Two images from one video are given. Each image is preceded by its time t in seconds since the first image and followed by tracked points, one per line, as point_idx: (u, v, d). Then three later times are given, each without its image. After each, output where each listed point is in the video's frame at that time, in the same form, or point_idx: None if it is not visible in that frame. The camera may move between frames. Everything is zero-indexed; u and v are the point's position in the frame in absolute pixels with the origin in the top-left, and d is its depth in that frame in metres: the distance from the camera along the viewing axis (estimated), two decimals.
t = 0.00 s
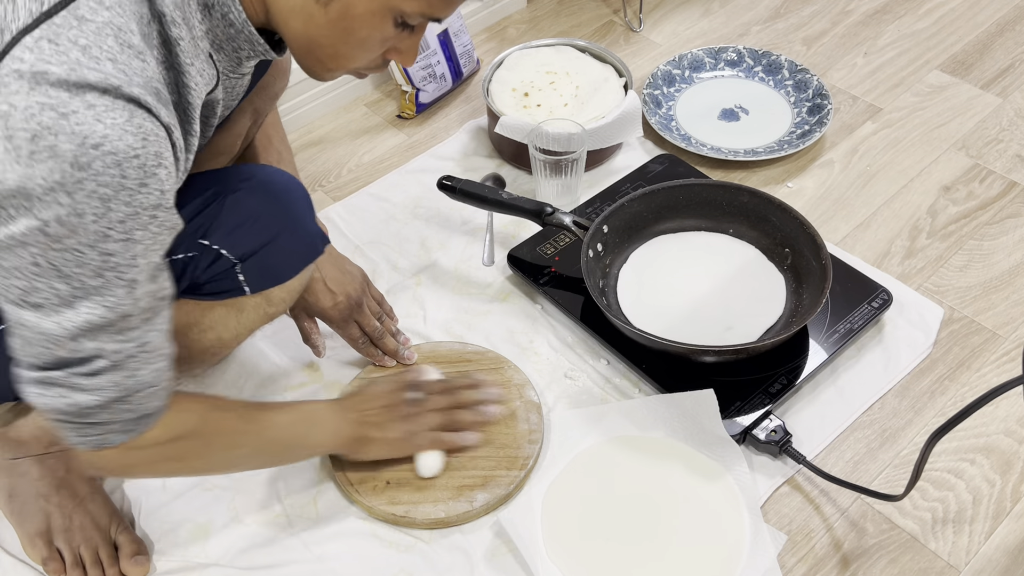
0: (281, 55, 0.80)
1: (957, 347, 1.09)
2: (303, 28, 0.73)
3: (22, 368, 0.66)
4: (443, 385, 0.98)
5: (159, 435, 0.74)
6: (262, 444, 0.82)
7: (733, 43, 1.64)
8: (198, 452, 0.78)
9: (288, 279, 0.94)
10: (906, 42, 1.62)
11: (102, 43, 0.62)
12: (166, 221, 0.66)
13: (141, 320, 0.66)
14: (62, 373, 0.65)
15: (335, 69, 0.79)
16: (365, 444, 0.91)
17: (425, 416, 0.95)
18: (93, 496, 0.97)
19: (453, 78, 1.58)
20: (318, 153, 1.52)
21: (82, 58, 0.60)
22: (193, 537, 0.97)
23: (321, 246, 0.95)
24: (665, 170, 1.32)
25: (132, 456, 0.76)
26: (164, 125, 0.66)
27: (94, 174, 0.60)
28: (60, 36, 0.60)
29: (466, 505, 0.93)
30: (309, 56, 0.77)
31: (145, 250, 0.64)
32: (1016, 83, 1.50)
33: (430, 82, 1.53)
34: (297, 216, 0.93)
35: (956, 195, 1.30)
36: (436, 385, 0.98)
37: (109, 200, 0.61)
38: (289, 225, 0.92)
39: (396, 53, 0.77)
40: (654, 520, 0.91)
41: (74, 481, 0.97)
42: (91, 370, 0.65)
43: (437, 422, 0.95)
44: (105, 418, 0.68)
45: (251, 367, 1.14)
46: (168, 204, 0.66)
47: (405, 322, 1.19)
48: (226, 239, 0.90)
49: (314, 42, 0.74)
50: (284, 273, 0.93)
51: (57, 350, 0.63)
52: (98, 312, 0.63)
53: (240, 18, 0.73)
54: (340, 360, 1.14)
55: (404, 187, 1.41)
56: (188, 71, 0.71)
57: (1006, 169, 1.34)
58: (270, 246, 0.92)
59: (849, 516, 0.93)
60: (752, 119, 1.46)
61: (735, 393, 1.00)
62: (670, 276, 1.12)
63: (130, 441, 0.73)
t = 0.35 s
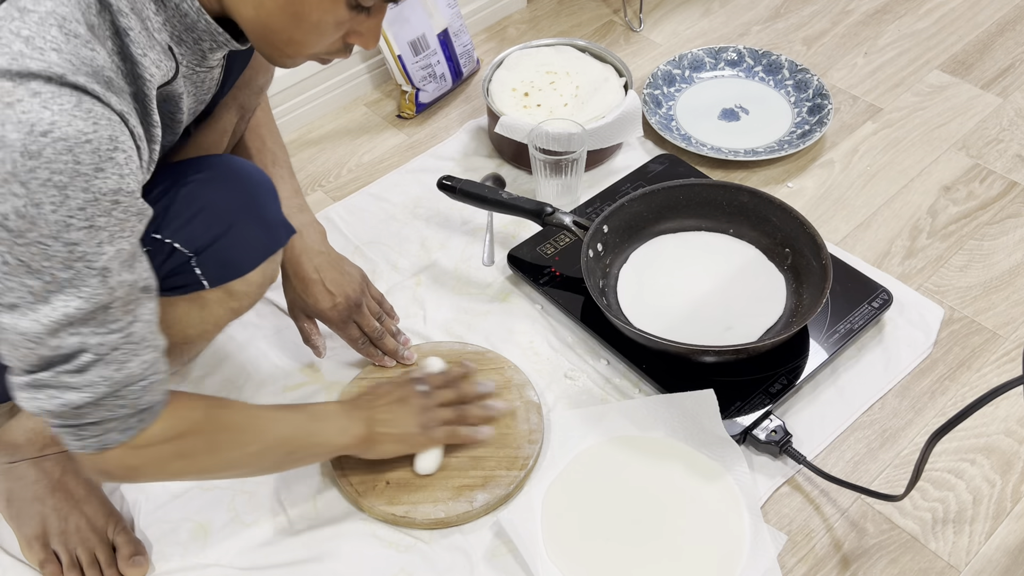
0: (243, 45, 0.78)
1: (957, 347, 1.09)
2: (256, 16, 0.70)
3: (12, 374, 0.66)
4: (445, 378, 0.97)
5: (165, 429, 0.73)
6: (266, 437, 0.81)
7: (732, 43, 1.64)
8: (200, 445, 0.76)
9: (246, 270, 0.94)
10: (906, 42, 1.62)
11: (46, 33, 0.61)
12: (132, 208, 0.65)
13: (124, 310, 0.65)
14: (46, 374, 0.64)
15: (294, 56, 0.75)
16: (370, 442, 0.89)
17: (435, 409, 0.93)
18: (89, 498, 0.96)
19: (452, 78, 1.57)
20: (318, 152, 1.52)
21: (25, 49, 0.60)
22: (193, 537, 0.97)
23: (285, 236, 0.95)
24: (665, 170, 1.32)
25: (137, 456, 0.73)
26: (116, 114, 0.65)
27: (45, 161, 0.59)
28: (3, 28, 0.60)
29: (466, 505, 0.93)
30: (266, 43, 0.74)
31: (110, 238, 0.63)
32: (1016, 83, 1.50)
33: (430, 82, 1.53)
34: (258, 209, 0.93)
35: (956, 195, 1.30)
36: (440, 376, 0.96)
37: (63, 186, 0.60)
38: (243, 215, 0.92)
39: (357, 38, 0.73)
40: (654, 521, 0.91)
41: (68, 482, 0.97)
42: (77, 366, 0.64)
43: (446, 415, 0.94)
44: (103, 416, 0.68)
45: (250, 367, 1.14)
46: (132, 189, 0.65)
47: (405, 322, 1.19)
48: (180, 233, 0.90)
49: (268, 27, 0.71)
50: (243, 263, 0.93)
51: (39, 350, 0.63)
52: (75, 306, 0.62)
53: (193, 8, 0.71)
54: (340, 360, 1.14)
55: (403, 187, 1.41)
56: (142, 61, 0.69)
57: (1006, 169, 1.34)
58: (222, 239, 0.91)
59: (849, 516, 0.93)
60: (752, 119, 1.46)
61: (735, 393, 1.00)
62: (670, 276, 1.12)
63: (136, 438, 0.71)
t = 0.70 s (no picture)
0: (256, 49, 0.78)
1: (957, 348, 1.09)
2: (272, 23, 0.72)
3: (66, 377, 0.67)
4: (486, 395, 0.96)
5: (214, 421, 0.74)
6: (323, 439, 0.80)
7: (733, 44, 1.64)
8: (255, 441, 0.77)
9: (243, 274, 0.95)
10: (906, 42, 1.62)
11: (67, 43, 0.61)
12: (162, 209, 0.65)
13: (160, 309, 0.65)
14: (93, 376, 0.65)
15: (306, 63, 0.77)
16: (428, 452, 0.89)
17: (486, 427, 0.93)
18: (90, 498, 0.97)
19: (453, 78, 1.58)
20: (318, 152, 1.52)
21: (47, 60, 0.59)
22: (193, 537, 0.97)
23: (284, 240, 0.96)
24: (665, 170, 1.32)
25: (192, 448, 0.73)
26: (139, 119, 0.65)
27: (74, 169, 0.59)
28: (25, 40, 0.59)
29: (468, 503, 0.94)
30: (279, 49, 0.75)
31: (142, 240, 0.63)
32: (1016, 83, 1.50)
33: (430, 82, 1.53)
34: (257, 212, 0.94)
35: (956, 195, 1.30)
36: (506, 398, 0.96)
37: (93, 192, 0.60)
38: (243, 221, 0.93)
39: (368, 46, 0.75)
40: (655, 520, 0.92)
41: (70, 482, 0.97)
42: (120, 367, 0.65)
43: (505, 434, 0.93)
44: (152, 411, 0.69)
45: (250, 367, 1.14)
46: (159, 189, 0.64)
47: (405, 322, 1.19)
48: (182, 238, 0.90)
49: (283, 34, 0.72)
50: (242, 267, 0.94)
51: (84, 356, 0.64)
52: (111, 310, 0.63)
53: (211, 12, 0.71)
54: (340, 360, 1.14)
55: (404, 187, 1.41)
56: (160, 67, 0.70)
57: (1006, 169, 1.34)
58: (224, 244, 0.92)
59: (849, 516, 0.93)
60: (752, 119, 1.46)
61: (735, 393, 1.00)
62: (670, 276, 1.12)
63: (187, 431, 0.72)
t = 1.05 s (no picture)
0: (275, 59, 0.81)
1: (957, 347, 1.09)
2: (302, 38, 0.74)
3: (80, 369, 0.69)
4: (513, 385, 0.97)
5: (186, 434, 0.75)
6: (246, 451, 0.79)
7: (733, 44, 1.64)
8: (192, 449, 0.76)
9: (249, 276, 0.93)
10: (906, 42, 1.62)
11: (100, 44, 0.62)
12: (188, 209, 0.66)
13: (180, 306, 0.68)
14: (107, 370, 0.68)
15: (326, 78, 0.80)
16: (433, 444, 0.91)
17: (498, 416, 0.95)
18: (91, 497, 0.97)
19: (453, 78, 1.58)
20: (318, 152, 1.52)
21: (81, 60, 0.60)
22: (193, 537, 0.97)
23: (290, 242, 0.96)
24: (665, 170, 1.32)
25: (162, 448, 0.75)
26: (169, 120, 0.65)
27: (106, 168, 0.60)
28: (59, 40, 0.60)
29: (471, 502, 0.94)
30: (304, 64, 0.77)
31: (167, 239, 0.64)
32: (1016, 83, 1.50)
33: (430, 82, 1.53)
34: (265, 214, 0.94)
35: (956, 195, 1.31)
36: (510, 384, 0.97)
37: (124, 191, 0.61)
38: (252, 221, 0.92)
39: (389, 65, 0.78)
40: (655, 519, 0.92)
41: (70, 482, 0.97)
42: (135, 363, 0.68)
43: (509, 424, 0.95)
44: (161, 406, 0.72)
45: (250, 367, 1.14)
46: (186, 190, 0.65)
47: (405, 322, 1.19)
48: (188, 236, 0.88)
49: (312, 49, 0.74)
50: (248, 269, 0.92)
51: (100, 350, 0.66)
52: (136, 306, 0.65)
53: (240, 19, 0.72)
54: (339, 360, 1.14)
55: (403, 187, 1.41)
56: (187, 71, 0.71)
57: (1006, 169, 1.34)
58: (231, 243, 0.90)
59: (849, 516, 0.93)
60: (752, 119, 1.46)
61: (735, 393, 1.00)
62: (670, 276, 1.12)
63: (191, 427, 0.75)
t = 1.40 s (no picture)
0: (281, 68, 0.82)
1: (958, 348, 1.09)
2: (319, 45, 0.75)
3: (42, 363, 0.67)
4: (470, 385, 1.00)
5: (184, 424, 0.73)
6: (287, 440, 0.82)
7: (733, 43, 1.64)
8: (223, 444, 0.77)
9: (263, 283, 0.93)
10: (906, 42, 1.62)
11: (116, 36, 0.61)
12: (185, 208, 0.65)
13: (158, 308, 0.66)
14: (75, 364, 0.65)
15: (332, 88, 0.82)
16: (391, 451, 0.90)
17: (455, 421, 0.95)
18: (91, 497, 0.97)
19: (453, 78, 1.58)
20: (317, 152, 1.52)
21: (96, 50, 0.60)
22: (193, 537, 0.97)
23: (301, 249, 0.95)
24: (665, 170, 1.32)
25: (156, 450, 0.73)
26: (178, 118, 0.64)
27: (110, 159, 0.59)
28: (74, 29, 0.59)
29: (471, 502, 0.93)
30: (314, 73, 0.78)
31: (163, 237, 0.64)
32: (1017, 83, 1.50)
33: (430, 82, 1.53)
34: (276, 220, 0.93)
35: (956, 194, 1.30)
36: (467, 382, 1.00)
37: (125, 183, 0.60)
38: (263, 228, 0.92)
39: (394, 80, 0.80)
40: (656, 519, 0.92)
41: (72, 481, 0.97)
42: (106, 358, 0.65)
43: (465, 428, 0.95)
44: (124, 407, 0.69)
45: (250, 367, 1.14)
46: (186, 189, 0.65)
47: (405, 322, 1.19)
48: (201, 245, 0.88)
49: (326, 56, 0.76)
50: (260, 277, 0.92)
51: (71, 342, 0.64)
52: (117, 301, 0.63)
53: (253, 20, 0.73)
54: (340, 360, 1.14)
55: (403, 187, 1.40)
56: (196, 69, 0.70)
57: (1007, 169, 1.34)
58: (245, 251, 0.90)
59: (849, 516, 0.93)
60: (752, 119, 1.46)
61: (735, 393, 1.00)
62: (670, 276, 1.12)
63: (153, 431, 0.72)
